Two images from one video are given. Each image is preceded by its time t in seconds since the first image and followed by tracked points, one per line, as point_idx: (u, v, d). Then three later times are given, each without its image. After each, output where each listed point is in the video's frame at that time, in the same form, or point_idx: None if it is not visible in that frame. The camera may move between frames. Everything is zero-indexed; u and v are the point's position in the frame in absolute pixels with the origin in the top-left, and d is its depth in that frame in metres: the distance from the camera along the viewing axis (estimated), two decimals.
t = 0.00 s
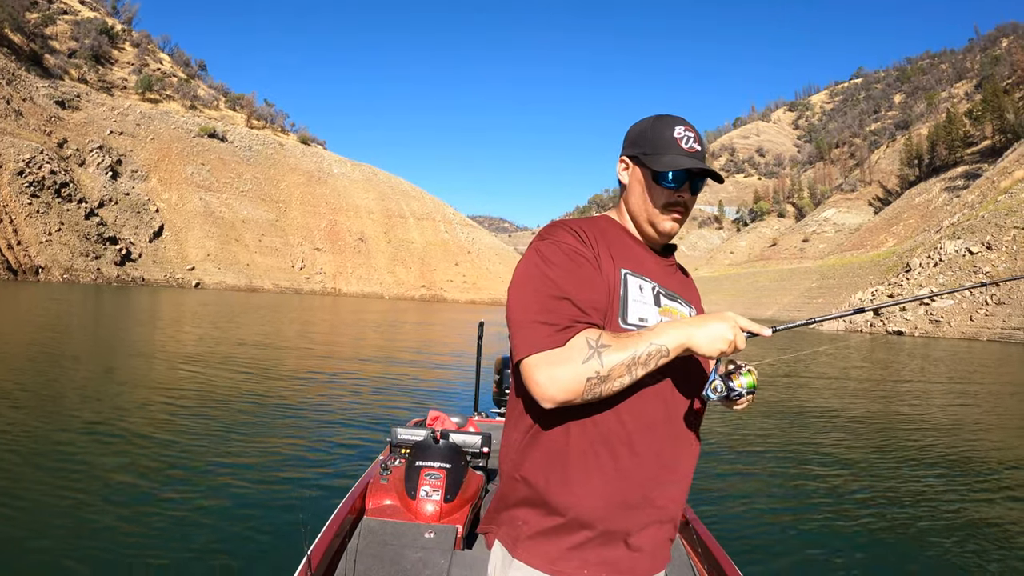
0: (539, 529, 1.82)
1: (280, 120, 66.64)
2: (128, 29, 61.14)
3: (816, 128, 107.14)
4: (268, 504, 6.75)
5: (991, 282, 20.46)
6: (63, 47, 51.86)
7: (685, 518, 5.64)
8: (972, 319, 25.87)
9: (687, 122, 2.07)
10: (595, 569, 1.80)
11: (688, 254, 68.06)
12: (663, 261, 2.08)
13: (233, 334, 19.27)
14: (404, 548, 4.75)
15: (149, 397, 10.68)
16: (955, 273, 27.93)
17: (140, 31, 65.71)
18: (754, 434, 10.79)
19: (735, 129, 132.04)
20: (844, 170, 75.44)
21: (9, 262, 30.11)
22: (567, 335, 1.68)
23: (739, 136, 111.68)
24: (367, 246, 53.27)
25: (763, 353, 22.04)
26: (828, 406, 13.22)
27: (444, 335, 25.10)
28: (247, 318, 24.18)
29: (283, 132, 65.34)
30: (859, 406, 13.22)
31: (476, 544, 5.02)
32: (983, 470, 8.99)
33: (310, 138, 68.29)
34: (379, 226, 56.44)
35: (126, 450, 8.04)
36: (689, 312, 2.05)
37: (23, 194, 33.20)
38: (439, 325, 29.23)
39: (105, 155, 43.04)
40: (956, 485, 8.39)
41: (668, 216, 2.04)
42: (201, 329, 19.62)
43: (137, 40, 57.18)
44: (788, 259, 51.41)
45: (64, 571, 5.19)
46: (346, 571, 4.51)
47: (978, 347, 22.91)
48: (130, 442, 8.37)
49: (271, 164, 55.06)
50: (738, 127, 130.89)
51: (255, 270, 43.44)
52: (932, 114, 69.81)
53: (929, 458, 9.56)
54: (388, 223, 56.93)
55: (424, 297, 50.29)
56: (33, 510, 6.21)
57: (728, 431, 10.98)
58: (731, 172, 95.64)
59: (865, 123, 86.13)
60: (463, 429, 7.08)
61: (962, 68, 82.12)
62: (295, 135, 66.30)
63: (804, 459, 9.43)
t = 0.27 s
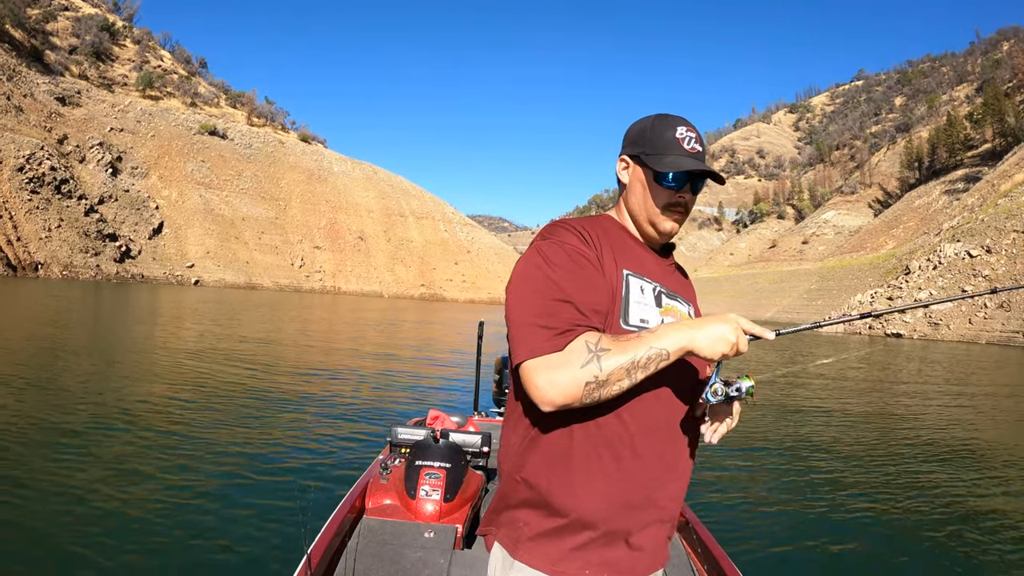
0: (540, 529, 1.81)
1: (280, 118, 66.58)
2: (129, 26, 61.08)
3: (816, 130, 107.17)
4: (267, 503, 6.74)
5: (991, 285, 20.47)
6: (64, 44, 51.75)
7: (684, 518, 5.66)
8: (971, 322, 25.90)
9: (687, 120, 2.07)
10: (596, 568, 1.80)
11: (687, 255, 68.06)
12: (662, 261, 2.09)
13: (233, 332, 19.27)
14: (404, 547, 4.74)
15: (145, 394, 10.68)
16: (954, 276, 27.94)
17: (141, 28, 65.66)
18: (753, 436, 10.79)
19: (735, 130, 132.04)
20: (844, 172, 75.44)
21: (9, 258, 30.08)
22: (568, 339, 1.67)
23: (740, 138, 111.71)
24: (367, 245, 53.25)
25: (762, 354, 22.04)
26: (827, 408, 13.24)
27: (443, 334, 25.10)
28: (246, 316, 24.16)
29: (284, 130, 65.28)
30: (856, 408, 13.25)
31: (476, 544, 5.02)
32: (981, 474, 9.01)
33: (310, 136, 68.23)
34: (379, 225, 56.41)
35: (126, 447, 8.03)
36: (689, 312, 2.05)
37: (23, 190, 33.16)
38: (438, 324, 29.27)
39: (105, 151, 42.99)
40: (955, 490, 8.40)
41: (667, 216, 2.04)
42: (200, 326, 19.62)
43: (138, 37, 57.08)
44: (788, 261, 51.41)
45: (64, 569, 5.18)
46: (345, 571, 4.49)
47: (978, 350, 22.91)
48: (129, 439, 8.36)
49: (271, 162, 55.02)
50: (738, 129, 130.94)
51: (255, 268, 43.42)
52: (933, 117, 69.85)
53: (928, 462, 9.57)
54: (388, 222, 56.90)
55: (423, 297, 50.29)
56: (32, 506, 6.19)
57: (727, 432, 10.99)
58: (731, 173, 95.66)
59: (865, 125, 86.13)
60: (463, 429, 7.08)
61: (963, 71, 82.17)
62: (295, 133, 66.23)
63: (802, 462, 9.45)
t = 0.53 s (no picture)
0: (531, 529, 1.81)
1: (279, 119, 66.56)
2: (128, 27, 61.08)
3: (815, 129, 107.26)
4: (266, 503, 6.74)
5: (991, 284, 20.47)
6: (62, 45, 51.73)
7: (684, 518, 5.67)
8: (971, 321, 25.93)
9: (674, 116, 2.06)
10: (586, 567, 1.80)
11: (686, 254, 68.08)
12: (649, 259, 2.08)
13: (232, 332, 19.27)
14: (404, 548, 4.74)
15: (145, 395, 10.67)
16: (953, 275, 27.96)
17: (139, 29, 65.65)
18: (752, 434, 10.80)
19: (734, 130, 132.12)
20: (843, 171, 75.49)
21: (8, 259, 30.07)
22: (551, 343, 1.66)
23: (739, 137, 111.80)
24: (366, 245, 53.24)
25: (762, 353, 22.04)
26: (826, 406, 13.26)
27: (443, 334, 25.12)
28: (246, 317, 24.17)
29: (283, 130, 65.26)
30: (855, 406, 13.28)
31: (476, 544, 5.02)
32: (979, 472, 9.00)
33: (309, 137, 68.21)
34: (378, 226, 56.39)
35: (125, 449, 8.02)
36: (677, 311, 2.05)
37: (22, 191, 33.17)
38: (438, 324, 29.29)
39: (104, 152, 42.97)
40: (953, 487, 8.39)
41: (654, 215, 2.04)
42: (199, 327, 19.63)
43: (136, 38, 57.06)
44: (787, 260, 51.45)
45: (65, 569, 5.18)
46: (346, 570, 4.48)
47: (977, 349, 22.92)
48: (128, 440, 8.37)
49: (270, 162, 55.02)
50: (737, 128, 131.02)
51: (254, 269, 43.42)
52: (931, 116, 69.92)
53: (926, 460, 9.57)
54: (387, 222, 56.87)
55: (423, 297, 50.29)
56: (32, 507, 6.20)
57: (727, 431, 10.98)
58: (730, 173, 95.73)
59: (864, 124, 86.18)
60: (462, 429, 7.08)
61: (962, 70, 82.23)
62: (294, 134, 66.22)
63: (802, 460, 9.45)
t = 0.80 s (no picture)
0: (521, 528, 1.80)
1: (278, 120, 66.49)
2: (126, 29, 61.06)
3: (813, 129, 107.35)
4: (267, 504, 6.77)
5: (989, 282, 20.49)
6: (61, 47, 51.67)
7: (684, 518, 5.65)
8: (970, 319, 25.96)
9: (664, 113, 2.05)
10: (577, 567, 1.79)
11: (685, 254, 68.10)
12: (640, 258, 2.08)
13: (230, 334, 19.27)
14: (404, 548, 4.74)
15: (145, 396, 10.69)
16: (953, 274, 27.94)
17: (138, 31, 65.65)
18: (751, 432, 10.82)
19: (733, 129, 132.13)
20: (842, 171, 75.52)
21: (7, 262, 30.05)
22: (530, 352, 1.67)
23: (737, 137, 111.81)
24: (365, 246, 53.23)
25: (761, 352, 22.08)
26: (825, 404, 13.28)
27: (442, 335, 25.12)
28: (244, 318, 24.14)
29: (281, 132, 65.20)
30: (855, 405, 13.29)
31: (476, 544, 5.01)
32: (978, 470, 9.01)
33: (308, 138, 68.15)
34: (377, 226, 56.37)
35: (126, 450, 8.03)
36: (670, 312, 2.03)
37: (21, 193, 33.14)
38: (438, 325, 29.29)
39: (103, 154, 42.94)
40: (951, 485, 8.42)
41: (642, 213, 2.05)
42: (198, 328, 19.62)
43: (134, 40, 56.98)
44: (786, 259, 51.45)
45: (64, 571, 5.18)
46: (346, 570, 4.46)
47: (976, 347, 22.91)
48: (128, 441, 8.37)
49: (268, 164, 54.95)
50: (735, 128, 131.05)
51: (253, 270, 43.40)
52: (930, 115, 69.96)
53: (923, 458, 9.60)
54: (386, 223, 56.82)
55: (422, 297, 50.27)
56: (33, 509, 6.20)
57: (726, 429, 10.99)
58: (729, 172, 95.73)
59: (863, 123, 86.21)
60: (462, 430, 7.08)
61: (960, 68, 82.27)
62: (293, 135, 66.16)
63: (800, 458, 9.48)
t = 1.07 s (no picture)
0: (516, 526, 1.81)
1: (277, 120, 66.46)
2: (125, 28, 61.04)
3: (813, 129, 107.35)
4: (267, 504, 6.77)
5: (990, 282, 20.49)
6: (60, 46, 51.64)
7: (684, 518, 5.65)
8: (969, 320, 26.01)
9: (676, 117, 2.05)
10: (571, 565, 1.79)
11: (684, 254, 68.12)
12: (643, 261, 2.06)
13: (230, 333, 19.27)
14: (405, 548, 4.74)
15: (144, 395, 10.69)
16: (951, 274, 27.97)
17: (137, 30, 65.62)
18: (751, 433, 10.81)
19: (732, 130, 132.18)
20: (841, 171, 75.55)
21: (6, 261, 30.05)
22: (522, 364, 1.69)
23: (736, 137, 111.90)
24: (364, 246, 53.21)
25: (761, 352, 22.09)
26: (825, 405, 13.29)
27: (441, 334, 25.14)
28: (244, 318, 24.14)
29: (280, 132, 65.18)
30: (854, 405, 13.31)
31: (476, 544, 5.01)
32: (978, 472, 9.02)
33: (307, 138, 68.12)
34: (376, 226, 56.35)
35: (125, 449, 8.03)
36: (670, 316, 2.02)
37: (20, 193, 33.14)
38: (437, 325, 29.29)
39: (102, 154, 42.92)
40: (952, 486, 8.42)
41: (647, 217, 2.04)
42: (197, 328, 19.63)
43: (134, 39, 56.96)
44: (785, 260, 51.49)
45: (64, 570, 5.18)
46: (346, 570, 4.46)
47: (975, 347, 22.95)
48: (127, 440, 8.38)
49: (268, 164, 54.93)
50: (734, 129, 131.18)
51: (252, 270, 43.38)
52: (929, 115, 70.02)
53: (924, 459, 9.60)
54: (385, 223, 56.81)
55: (421, 297, 50.24)
56: (32, 509, 6.20)
57: (726, 429, 10.99)
58: (728, 172, 95.77)
59: (862, 123, 86.24)
60: (463, 429, 7.07)
61: (959, 69, 82.30)
62: (292, 135, 66.11)
63: (800, 458, 9.49)
